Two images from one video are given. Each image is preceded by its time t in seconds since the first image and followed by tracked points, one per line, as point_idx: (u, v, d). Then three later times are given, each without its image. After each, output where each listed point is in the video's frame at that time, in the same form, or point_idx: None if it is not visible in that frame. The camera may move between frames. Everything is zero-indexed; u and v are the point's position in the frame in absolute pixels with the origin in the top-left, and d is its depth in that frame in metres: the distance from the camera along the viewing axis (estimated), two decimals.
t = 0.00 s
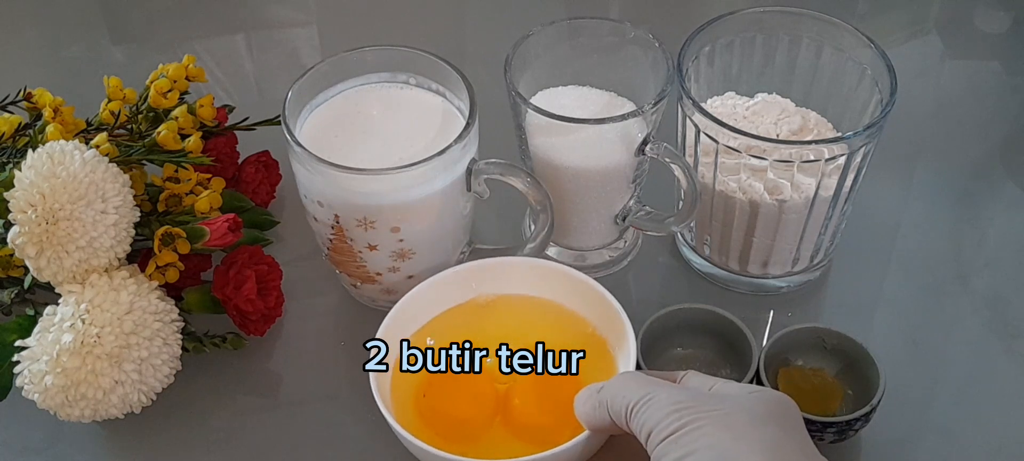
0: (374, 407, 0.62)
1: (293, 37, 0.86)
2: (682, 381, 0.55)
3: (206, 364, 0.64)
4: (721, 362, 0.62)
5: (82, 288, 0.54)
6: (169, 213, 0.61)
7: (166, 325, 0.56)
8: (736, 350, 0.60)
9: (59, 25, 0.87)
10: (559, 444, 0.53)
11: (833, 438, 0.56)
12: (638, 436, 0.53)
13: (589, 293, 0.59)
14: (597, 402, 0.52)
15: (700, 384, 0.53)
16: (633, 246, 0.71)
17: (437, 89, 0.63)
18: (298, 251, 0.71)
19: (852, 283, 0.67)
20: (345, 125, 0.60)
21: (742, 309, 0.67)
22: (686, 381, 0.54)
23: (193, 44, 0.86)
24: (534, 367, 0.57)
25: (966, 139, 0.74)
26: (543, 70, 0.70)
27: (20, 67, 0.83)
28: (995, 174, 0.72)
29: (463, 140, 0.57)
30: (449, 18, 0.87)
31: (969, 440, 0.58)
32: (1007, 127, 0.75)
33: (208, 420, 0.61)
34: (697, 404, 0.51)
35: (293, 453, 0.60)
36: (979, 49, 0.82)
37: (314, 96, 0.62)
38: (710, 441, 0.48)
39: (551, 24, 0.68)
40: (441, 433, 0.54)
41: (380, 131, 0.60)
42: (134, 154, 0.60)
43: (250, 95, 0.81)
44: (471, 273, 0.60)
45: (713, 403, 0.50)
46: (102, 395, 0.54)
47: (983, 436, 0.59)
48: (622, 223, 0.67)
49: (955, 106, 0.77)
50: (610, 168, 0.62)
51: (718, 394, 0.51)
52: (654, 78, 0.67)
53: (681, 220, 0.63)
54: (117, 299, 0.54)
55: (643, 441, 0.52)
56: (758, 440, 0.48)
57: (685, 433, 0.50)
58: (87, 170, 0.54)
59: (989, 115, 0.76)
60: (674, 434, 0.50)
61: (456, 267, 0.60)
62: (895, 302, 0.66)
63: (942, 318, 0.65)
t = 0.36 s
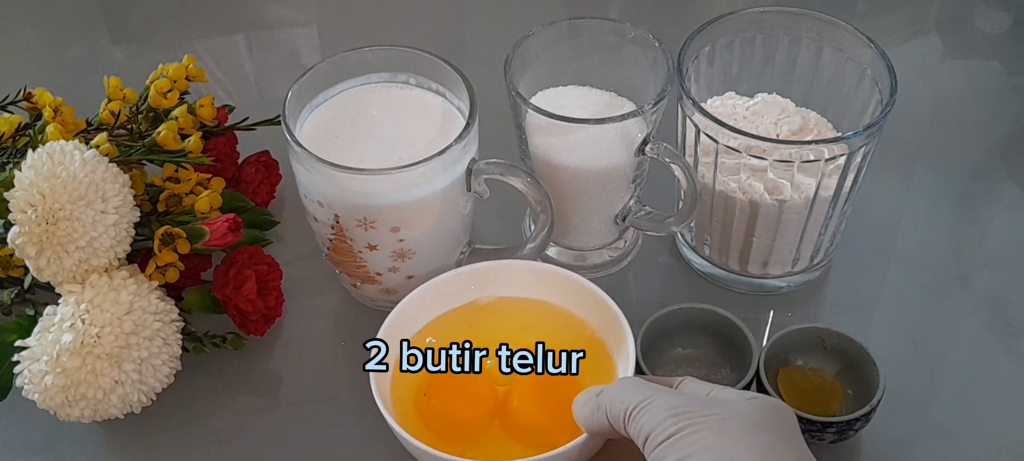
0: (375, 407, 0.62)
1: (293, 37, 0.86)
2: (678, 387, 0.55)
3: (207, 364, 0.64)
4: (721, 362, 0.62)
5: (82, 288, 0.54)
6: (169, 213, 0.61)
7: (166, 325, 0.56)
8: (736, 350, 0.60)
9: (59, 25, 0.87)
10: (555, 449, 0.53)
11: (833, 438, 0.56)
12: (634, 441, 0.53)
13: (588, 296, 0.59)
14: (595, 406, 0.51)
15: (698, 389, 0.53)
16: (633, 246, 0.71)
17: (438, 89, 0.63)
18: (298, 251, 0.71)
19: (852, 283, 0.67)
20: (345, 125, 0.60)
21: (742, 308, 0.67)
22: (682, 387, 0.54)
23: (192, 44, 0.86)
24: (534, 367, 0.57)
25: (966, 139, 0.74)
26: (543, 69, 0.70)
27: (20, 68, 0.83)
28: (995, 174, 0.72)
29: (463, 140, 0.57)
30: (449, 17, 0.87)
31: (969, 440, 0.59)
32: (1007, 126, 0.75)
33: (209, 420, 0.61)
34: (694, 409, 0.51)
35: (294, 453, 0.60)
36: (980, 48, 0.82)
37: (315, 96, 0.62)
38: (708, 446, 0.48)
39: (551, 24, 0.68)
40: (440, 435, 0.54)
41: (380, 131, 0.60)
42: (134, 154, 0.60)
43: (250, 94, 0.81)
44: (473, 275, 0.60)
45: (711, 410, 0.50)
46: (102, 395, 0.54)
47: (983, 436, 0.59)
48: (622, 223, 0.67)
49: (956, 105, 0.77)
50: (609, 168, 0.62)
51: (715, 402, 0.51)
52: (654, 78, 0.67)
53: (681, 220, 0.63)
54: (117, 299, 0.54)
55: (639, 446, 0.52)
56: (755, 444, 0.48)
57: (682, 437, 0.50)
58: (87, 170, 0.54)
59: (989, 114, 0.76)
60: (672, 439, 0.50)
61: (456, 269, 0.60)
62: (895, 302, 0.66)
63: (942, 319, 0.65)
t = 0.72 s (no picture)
0: (375, 407, 0.62)
1: (292, 37, 0.86)
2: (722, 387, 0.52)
3: (207, 364, 0.64)
4: (721, 362, 0.62)
5: (82, 288, 0.54)
6: (169, 213, 0.61)
7: (166, 325, 0.56)
8: (736, 349, 0.60)
9: (59, 25, 0.87)
10: (558, 457, 0.53)
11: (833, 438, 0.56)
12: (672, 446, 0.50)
13: (589, 299, 0.59)
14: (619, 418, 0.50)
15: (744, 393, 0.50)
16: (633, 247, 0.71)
17: (438, 89, 0.63)
18: (298, 251, 0.71)
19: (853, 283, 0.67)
20: (345, 125, 0.60)
21: (742, 308, 0.67)
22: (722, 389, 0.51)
23: (193, 44, 0.86)
24: (534, 367, 0.58)
25: (967, 139, 0.74)
26: (543, 69, 0.70)
27: (20, 68, 0.83)
28: (995, 173, 0.72)
29: (463, 139, 0.57)
30: (449, 17, 0.87)
31: (969, 440, 0.59)
32: (1007, 126, 0.75)
33: (209, 420, 0.61)
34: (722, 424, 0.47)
35: (293, 453, 0.60)
36: (980, 48, 0.82)
37: (314, 96, 0.62)
38: None
39: (551, 24, 0.68)
40: (444, 440, 0.54)
41: (381, 130, 0.60)
42: (134, 154, 0.60)
43: (251, 95, 0.81)
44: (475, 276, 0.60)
45: (736, 422, 0.47)
46: (102, 395, 0.54)
47: (983, 436, 0.59)
48: (622, 224, 0.67)
49: (956, 105, 0.77)
50: (609, 168, 0.62)
51: (738, 407, 0.48)
52: (654, 78, 0.67)
53: (681, 220, 0.63)
54: (117, 299, 0.54)
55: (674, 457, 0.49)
56: None
57: (718, 451, 0.46)
58: (87, 170, 0.54)
59: (989, 114, 0.76)
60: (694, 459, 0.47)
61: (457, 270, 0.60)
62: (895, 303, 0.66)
63: (942, 319, 0.65)
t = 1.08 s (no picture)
0: (375, 407, 0.62)
1: (292, 37, 0.86)
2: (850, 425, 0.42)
3: (207, 364, 0.64)
4: (721, 361, 0.62)
5: (82, 288, 0.54)
6: (169, 213, 0.61)
7: (166, 325, 0.56)
8: (737, 349, 0.60)
9: (59, 25, 0.87)
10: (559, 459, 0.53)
11: (833, 438, 0.56)
12: None
13: (590, 301, 0.59)
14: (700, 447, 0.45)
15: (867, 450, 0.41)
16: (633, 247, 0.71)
17: (437, 89, 0.63)
18: (297, 251, 0.71)
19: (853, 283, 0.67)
20: (345, 125, 0.60)
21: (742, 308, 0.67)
22: None
23: (192, 44, 0.86)
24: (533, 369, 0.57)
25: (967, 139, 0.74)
26: (543, 69, 0.70)
27: (20, 67, 0.83)
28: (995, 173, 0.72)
29: (463, 139, 0.57)
30: (449, 17, 0.87)
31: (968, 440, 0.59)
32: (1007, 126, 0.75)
33: (209, 420, 0.61)
34: None
35: (293, 453, 0.60)
36: (980, 48, 0.82)
37: (314, 96, 0.62)
38: None
39: (551, 24, 0.68)
40: (445, 441, 0.54)
41: (380, 131, 0.60)
42: (134, 154, 0.60)
43: (250, 95, 0.81)
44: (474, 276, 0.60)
45: None
46: (102, 395, 0.54)
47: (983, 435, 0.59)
48: (622, 224, 0.67)
49: (955, 105, 0.77)
50: (609, 168, 0.62)
51: None
52: (654, 78, 0.67)
53: (682, 220, 0.63)
54: (117, 299, 0.54)
55: None
56: None
57: None
58: (87, 170, 0.54)
59: (989, 114, 0.76)
60: None
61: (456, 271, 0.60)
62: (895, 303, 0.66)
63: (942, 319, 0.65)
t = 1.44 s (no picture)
0: (375, 407, 0.62)
1: (292, 37, 0.86)
2: None
3: (207, 364, 0.64)
4: (721, 361, 0.62)
5: (82, 288, 0.54)
6: (169, 213, 0.61)
7: (166, 325, 0.56)
8: (737, 349, 0.60)
9: (59, 26, 0.87)
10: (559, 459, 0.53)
11: (833, 437, 0.56)
12: None
13: (591, 302, 0.59)
14: None
15: None
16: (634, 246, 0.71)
17: (437, 90, 0.63)
18: (297, 250, 0.71)
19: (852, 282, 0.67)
20: (345, 125, 0.60)
21: (742, 308, 0.67)
22: None
23: (193, 44, 0.86)
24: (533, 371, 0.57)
25: (967, 139, 0.74)
26: (543, 69, 0.70)
27: (20, 67, 0.83)
28: (994, 173, 0.72)
29: (463, 140, 0.57)
30: (449, 17, 0.87)
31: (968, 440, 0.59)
32: (1007, 126, 0.75)
33: (209, 420, 0.61)
34: None
35: (294, 453, 0.60)
36: (980, 48, 0.82)
37: (314, 96, 0.62)
38: None
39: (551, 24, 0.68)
40: (445, 440, 0.54)
41: (380, 131, 0.60)
42: (134, 154, 0.60)
43: (251, 95, 0.81)
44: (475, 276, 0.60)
45: None
46: (102, 395, 0.54)
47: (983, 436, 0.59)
48: (622, 224, 0.67)
49: (956, 105, 0.77)
50: (609, 167, 0.62)
51: None
52: (654, 78, 0.67)
53: (682, 220, 0.63)
54: (117, 299, 0.54)
55: None
56: None
57: None
58: (87, 170, 0.54)
59: (989, 114, 0.76)
60: None
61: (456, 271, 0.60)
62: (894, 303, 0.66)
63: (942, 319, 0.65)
